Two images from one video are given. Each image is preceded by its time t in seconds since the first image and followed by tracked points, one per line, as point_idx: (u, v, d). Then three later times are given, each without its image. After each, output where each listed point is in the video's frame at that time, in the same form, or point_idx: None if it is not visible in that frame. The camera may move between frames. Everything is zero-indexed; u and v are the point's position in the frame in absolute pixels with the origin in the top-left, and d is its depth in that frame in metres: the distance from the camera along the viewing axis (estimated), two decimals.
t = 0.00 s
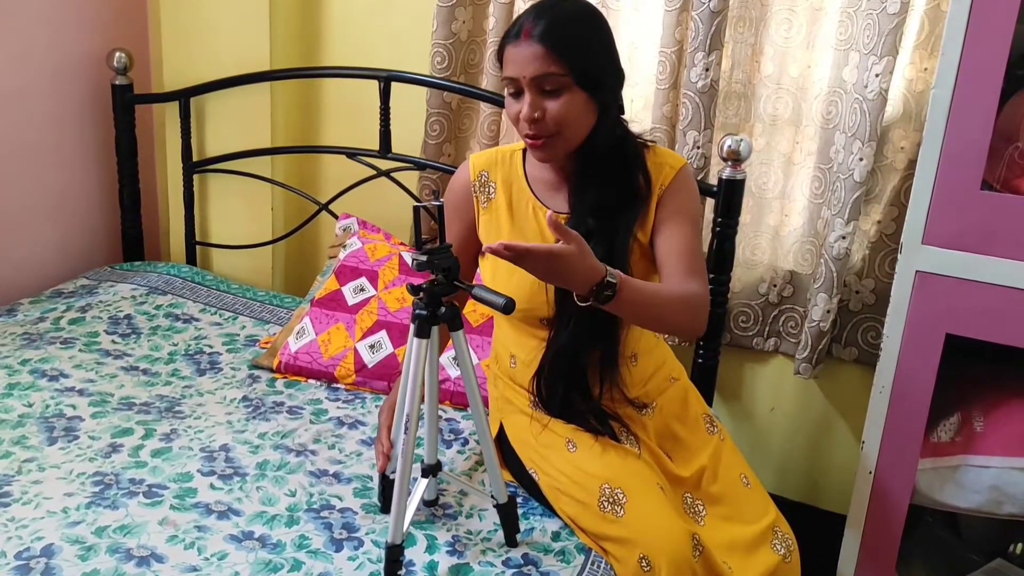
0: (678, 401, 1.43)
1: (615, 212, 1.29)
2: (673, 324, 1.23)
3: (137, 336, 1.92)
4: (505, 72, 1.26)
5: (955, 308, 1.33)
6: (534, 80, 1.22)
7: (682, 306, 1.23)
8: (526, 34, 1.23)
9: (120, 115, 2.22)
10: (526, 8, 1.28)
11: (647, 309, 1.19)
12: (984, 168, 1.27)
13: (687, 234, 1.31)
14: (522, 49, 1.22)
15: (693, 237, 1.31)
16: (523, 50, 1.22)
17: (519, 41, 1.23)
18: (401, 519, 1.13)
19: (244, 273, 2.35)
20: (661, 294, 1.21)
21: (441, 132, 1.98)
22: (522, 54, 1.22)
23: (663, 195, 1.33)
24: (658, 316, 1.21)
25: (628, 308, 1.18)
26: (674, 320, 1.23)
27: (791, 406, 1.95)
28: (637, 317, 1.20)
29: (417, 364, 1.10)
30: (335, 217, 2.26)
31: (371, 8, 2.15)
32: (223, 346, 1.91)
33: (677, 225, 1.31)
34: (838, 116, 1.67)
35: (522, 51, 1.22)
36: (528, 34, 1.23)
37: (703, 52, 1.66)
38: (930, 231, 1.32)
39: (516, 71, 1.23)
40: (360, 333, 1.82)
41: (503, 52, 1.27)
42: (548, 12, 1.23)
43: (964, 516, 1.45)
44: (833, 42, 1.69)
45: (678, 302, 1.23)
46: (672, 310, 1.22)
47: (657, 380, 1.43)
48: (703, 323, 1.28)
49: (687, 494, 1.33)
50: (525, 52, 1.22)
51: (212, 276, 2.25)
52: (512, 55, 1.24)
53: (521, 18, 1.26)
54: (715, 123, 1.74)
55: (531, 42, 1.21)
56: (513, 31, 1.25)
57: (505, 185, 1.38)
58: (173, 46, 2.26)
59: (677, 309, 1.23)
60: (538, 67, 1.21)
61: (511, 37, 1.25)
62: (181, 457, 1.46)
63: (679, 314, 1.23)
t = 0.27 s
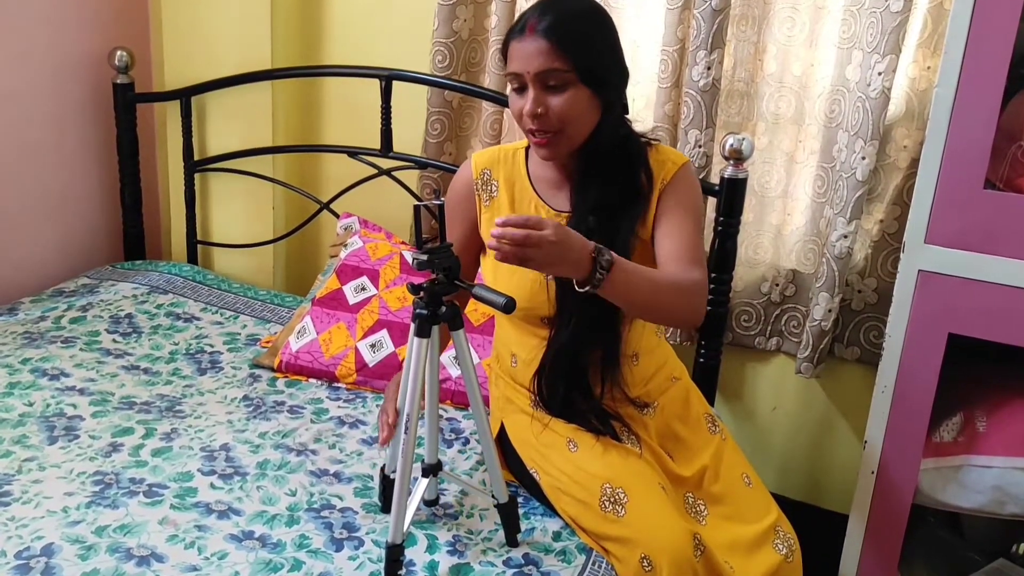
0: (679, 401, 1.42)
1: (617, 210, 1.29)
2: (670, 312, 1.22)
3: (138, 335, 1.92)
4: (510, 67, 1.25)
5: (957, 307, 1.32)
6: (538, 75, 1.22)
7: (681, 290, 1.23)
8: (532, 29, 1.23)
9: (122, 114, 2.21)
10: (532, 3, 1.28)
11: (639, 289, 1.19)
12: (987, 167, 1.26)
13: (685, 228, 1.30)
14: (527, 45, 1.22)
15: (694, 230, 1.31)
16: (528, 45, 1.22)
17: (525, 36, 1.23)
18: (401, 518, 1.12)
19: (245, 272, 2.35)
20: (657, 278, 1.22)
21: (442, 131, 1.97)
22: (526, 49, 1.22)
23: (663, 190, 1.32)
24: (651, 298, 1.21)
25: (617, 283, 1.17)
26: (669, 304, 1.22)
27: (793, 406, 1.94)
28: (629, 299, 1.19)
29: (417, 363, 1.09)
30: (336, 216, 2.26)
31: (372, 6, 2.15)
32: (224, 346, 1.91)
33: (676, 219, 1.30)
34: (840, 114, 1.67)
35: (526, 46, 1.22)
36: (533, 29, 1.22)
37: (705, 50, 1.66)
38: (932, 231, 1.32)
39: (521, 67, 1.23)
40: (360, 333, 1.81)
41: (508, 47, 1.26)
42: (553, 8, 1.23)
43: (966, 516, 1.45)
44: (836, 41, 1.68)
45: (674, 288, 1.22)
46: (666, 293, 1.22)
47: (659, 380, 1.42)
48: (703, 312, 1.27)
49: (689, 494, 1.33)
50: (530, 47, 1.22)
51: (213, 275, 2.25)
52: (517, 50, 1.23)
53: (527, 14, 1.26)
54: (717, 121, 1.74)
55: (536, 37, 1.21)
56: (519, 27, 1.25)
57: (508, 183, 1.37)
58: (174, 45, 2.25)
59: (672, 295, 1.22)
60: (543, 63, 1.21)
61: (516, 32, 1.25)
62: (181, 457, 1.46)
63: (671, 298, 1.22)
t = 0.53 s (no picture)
0: (685, 400, 1.42)
1: (623, 203, 1.29)
2: (659, 277, 1.19)
3: (144, 331, 1.93)
4: (521, 59, 1.25)
5: (964, 304, 1.32)
6: (549, 68, 1.21)
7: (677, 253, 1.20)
8: (543, 21, 1.22)
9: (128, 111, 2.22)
10: None
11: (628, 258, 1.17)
12: (994, 164, 1.26)
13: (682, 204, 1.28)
14: (538, 37, 1.22)
15: (693, 209, 1.29)
16: (540, 37, 1.22)
17: (536, 28, 1.22)
18: (404, 513, 1.13)
19: (251, 269, 2.35)
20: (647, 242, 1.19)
21: (448, 127, 1.97)
22: (538, 42, 1.22)
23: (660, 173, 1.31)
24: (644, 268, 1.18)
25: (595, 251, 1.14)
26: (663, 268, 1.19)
27: (798, 403, 1.94)
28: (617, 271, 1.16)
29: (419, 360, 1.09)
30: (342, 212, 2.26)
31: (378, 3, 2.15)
32: (230, 341, 1.91)
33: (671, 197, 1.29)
34: (848, 111, 1.66)
35: (538, 39, 1.21)
36: (545, 21, 1.22)
37: (712, 46, 1.65)
38: (939, 228, 1.31)
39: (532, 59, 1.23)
40: (366, 329, 1.81)
41: (519, 39, 1.26)
42: None
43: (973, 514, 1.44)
44: (842, 37, 1.67)
45: (661, 253, 1.19)
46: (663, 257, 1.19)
47: (665, 377, 1.42)
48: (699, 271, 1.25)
49: (694, 492, 1.33)
50: (541, 40, 1.21)
51: (219, 271, 2.25)
52: (528, 43, 1.23)
53: (538, 6, 1.25)
54: (723, 118, 1.73)
55: (548, 30, 1.21)
56: (530, 19, 1.25)
57: (516, 176, 1.38)
58: (181, 42, 2.26)
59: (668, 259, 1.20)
60: (554, 56, 1.21)
61: (528, 24, 1.24)
62: (187, 452, 1.46)
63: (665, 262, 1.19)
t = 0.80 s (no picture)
0: (692, 396, 1.41)
1: (632, 198, 1.28)
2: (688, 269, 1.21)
3: (152, 326, 1.94)
4: (528, 55, 1.25)
5: (973, 302, 1.31)
6: (557, 64, 1.21)
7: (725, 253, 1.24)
8: (551, 17, 1.22)
9: (137, 107, 2.22)
10: None
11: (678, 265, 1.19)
12: (1004, 160, 1.25)
13: (705, 200, 1.30)
14: (546, 33, 1.21)
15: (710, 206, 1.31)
16: (548, 33, 1.21)
17: (544, 24, 1.22)
18: (436, 499, 1.12)
19: (258, 264, 2.36)
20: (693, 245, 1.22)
21: (456, 124, 1.97)
22: (546, 38, 1.21)
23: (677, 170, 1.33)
24: (698, 274, 1.21)
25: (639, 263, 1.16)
26: (710, 271, 1.22)
27: (806, 400, 1.93)
28: (669, 275, 1.19)
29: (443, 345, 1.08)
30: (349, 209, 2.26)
31: None
32: (237, 338, 1.92)
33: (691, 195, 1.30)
34: (856, 107, 1.65)
35: (545, 35, 1.21)
36: (552, 17, 1.22)
37: (720, 42, 1.65)
38: (948, 225, 1.30)
39: (540, 55, 1.22)
40: (373, 325, 1.82)
41: (526, 36, 1.26)
42: None
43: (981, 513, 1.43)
44: (852, 32, 1.66)
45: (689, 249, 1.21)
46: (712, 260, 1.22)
47: (671, 374, 1.41)
48: (736, 263, 1.29)
49: (701, 488, 1.32)
50: (549, 36, 1.21)
51: (227, 268, 2.26)
52: (536, 39, 1.23)
53: (545, 2, 1.25)
54: (732, 114, 1.73)
55: (556, 25, 1.20)
56: (537, 15, 1.24)
57: (523, 174, 1.37)
58: (190, 38, 2.26)
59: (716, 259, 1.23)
60: (562, 51, 1.20)
61: (535, 21, 1.24)
62: (194, 448, 1.47)
63: (712, 263, 1.22)
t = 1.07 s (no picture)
0: (698, 394, 1.41)
1: (638, 197, 1.28)
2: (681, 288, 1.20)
3: (159, 324, 1.94)
4: (534, 53, 1.24)
5: (982, 300, 1.30)
6: (563, 62, 1.20)
7: (728, 267, 1.25)
8: (556, 15, 1.21)
9: (144, 104, 2.23)
10: None
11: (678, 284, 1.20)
12: (1013, 158, 1.24)
13: (711, 205, 1.29)
14: (551, 30, 1.21)
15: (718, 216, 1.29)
16: (554, 31, 1.21)
17: (549, 22, 1.21)
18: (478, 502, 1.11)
19: (265, 262, 2.36)
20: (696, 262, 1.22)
21: (463, 121, 1.96)
22: (551, 35, 1.21)
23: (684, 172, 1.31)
24: (697, 295, 1.22)
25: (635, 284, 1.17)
26: (715, 287, 1.24)
27: (812, 400, 1.92)
28: (659, 291, 1.19)
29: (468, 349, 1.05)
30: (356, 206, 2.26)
31: None
32: (244, 335, 1.92)
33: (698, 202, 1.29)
34: (863, 104, 1.64)
35: (551, 32, 1.21)
36: (557, 15, 1.21)
37: (728, 39, 1.64)
38: (956, 223, 1.29)
39: (546, 53, 1.22)
40: (378, 323, 1.82)
41: (532, 34, 1.25)
42: None
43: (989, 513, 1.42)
44: (860, 29, 1.65)
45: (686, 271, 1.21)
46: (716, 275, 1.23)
47: (676, 373, 1.41)
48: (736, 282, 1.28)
49: (705, 487, 1.32)
50: (555, 33, 1.20)
51: (234, 265, 2.26)
52: (542, 37, 1.22)
53: None
54: (738, 112, 1.72)
55: (562, 23, 1.20)
56: (542, 13, 1.24)
57: (530, 171, 1.37)
58: (197, 36, 2.27)
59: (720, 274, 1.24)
60: (568, 49, 1.20)
61: (540, 18, 1.23)
62: (199, 445, 1.47)
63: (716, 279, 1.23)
